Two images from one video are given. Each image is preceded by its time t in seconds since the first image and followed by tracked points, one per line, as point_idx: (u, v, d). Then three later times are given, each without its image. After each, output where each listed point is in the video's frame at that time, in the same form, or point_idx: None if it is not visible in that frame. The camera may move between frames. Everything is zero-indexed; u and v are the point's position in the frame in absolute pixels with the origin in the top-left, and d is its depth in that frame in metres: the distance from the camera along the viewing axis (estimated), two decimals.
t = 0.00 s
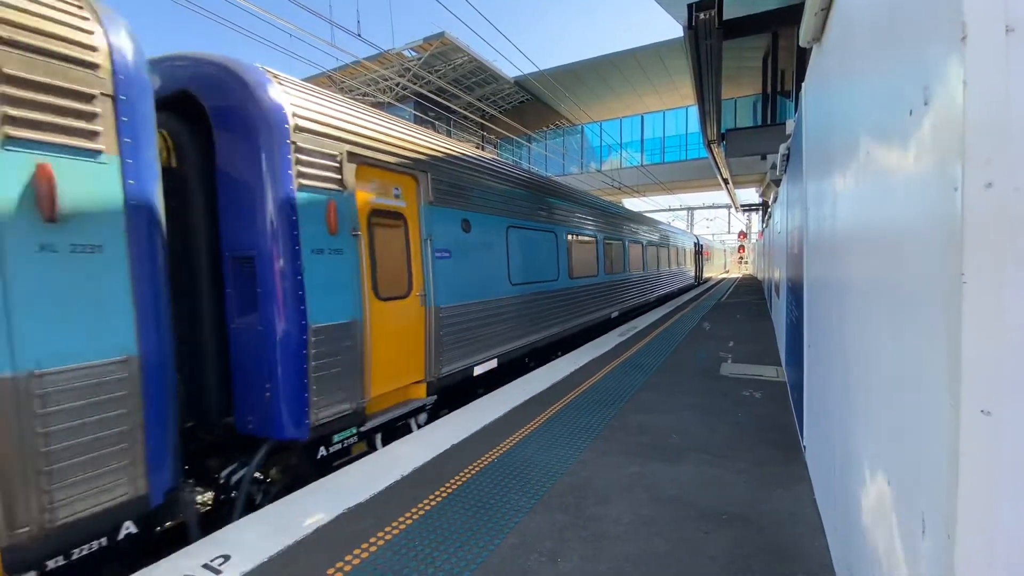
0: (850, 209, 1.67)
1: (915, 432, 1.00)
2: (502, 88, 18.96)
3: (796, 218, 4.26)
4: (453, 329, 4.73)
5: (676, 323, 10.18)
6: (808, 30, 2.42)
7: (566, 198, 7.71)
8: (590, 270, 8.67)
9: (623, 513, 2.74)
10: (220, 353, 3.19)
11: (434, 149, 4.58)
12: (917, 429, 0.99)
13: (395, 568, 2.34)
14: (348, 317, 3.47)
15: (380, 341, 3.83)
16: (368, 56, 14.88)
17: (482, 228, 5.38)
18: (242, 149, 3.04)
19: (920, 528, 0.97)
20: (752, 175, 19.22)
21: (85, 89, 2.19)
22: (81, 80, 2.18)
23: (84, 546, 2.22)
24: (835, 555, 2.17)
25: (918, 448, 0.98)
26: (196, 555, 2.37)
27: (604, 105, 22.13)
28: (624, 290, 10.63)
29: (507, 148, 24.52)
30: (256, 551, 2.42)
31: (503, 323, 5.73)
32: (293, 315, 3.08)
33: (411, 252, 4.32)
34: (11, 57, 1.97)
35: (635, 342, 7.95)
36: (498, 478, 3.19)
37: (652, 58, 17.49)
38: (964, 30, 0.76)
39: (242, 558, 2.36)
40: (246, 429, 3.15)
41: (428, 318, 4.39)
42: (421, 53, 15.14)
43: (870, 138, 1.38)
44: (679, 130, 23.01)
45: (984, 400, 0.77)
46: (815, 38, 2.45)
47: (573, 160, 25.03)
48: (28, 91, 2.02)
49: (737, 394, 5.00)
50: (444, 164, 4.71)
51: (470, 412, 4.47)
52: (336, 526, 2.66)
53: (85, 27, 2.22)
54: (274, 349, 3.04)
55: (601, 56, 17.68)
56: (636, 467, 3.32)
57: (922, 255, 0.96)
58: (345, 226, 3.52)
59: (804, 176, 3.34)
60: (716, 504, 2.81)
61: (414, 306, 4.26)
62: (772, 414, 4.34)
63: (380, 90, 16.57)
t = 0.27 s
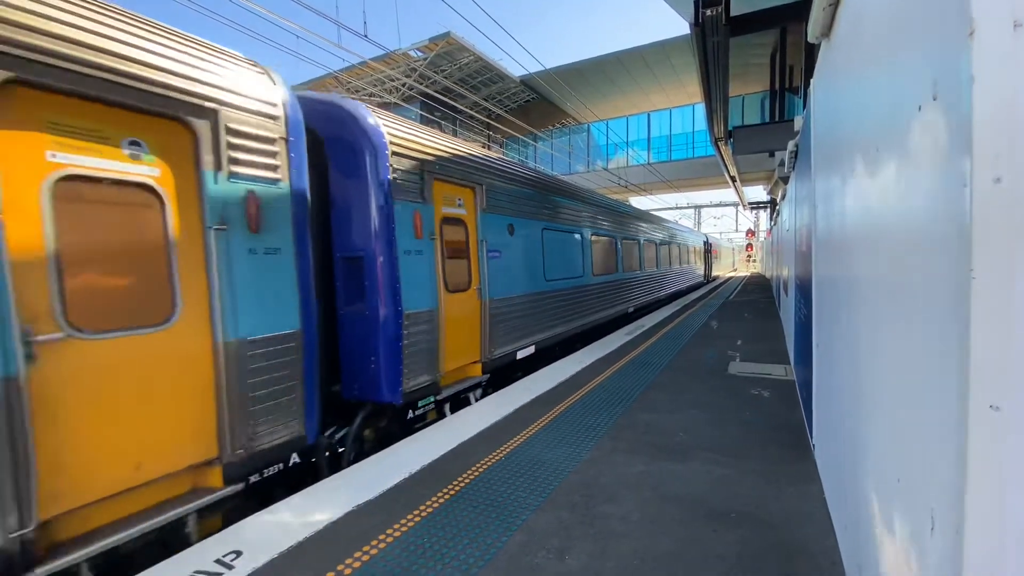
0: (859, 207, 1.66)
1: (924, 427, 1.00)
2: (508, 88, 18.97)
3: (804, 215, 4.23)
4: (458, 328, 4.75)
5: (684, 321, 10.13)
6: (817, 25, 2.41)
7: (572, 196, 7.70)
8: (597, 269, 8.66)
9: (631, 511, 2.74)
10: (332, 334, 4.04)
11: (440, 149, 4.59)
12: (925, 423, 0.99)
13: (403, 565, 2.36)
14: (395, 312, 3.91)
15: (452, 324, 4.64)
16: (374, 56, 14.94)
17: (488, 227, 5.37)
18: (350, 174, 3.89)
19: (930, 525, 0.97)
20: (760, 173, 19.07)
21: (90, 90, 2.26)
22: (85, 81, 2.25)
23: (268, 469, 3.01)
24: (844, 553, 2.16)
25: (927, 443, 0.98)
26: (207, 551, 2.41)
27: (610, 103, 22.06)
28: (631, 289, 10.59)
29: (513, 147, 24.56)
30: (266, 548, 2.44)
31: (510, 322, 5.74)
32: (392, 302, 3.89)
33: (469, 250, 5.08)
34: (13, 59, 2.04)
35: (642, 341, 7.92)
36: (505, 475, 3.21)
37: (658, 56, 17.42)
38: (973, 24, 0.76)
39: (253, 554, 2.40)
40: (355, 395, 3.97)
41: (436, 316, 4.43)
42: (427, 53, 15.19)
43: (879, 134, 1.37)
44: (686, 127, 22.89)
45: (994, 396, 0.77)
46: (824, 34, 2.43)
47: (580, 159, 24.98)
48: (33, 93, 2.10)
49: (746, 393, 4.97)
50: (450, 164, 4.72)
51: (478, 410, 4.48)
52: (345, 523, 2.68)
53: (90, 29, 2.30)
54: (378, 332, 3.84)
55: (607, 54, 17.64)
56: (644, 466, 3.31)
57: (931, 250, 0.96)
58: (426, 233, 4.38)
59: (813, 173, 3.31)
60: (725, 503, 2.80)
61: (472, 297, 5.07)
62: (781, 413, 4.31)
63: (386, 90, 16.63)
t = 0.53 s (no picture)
0: (865, 204, 1.67)
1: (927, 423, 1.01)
2: (513, 87, 18.98)
3: (810, 214, 4.22)
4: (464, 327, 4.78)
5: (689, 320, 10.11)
6: (822, 22, 2.41)
7: (577, 196, 7.70)
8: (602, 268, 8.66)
9: (637, 509, 2.75)
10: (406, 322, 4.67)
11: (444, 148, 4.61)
12: (928, 419, 1.00)
13: (411, 562, 2.38)
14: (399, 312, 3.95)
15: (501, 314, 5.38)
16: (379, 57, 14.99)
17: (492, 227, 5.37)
18: (416, 186, 4.48)
19: (933, 520, 0.98)
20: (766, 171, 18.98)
21: (96, 88, 2.26)
22: (92, 79, 2.25)
23: (374, 424, 3.77)
24: (850, 551, 2.16)
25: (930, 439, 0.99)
26: (218, 547, 2.44)
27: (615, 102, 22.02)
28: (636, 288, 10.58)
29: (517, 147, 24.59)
30: (276, 544, 2.47)
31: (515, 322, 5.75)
32: (456, 293, 4.48)
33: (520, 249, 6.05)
34: (20, 58, 2.03)
35: (647, 340, 7.92)
36: (511, 474, 3.23)
37: (663, 54, 17.38)
38: (973, 24, 0.76)
39: (263, 550, 2.43)
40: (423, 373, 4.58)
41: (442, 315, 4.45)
42: (432, 53, 15.23)
43: (884, 131, 1.38)
44: (691, 126, 22.81)
45: (994, 390, 0.78)
46: (829, 31, 2.43)
47: (584, 158, 24.95)
48: (38, 91, 2.07)
49: (751, 392, 4.97)
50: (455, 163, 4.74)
51: (483, 409, 4.51)
52: (353, 520, 2.71)
53: (95, 28, 2.31)
54: (446, 319, 4.46)
55: (611, 53, 17.61)
56: (650, 464, 3.32)
57: (933, 247, 0.96)
58: (482, 236, 5.20)
59: (818, 171, 3.30)
60: (731, 501, 2.81)
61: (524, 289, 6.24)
62: (786, 411, 4.31)
63: (391, 90, 16.69)
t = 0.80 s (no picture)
0: (869, 202, 1.66)
1: (932, 421, 1.00)
2: (515, 87, 19.01)
3: (814, 213, 4.21)
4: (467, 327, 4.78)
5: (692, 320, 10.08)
6: (825, 21, 2.40)
7: (580, 195, 7.69)
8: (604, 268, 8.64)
9: (640, 508, 2.75)
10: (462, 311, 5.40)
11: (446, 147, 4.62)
12: (933, 418, 1.00)
13: (413, 559, 2.39)
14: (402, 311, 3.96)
15: (540, 302, 6.43)
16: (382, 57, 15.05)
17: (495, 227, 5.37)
18: (467, 196, 5.21)
19: (938, 519, 0.97)
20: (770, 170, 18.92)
21: (92, 85, 2.29)
22: (88, 76, 2.28)
23: (443, 394, 4.56)
24: (854, 550, 2.15)
25: (935, 437, 0.99)
26: (222, 544, 2.45)
27: (618, 102, 22.00)
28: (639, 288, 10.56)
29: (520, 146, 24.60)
30: (280, 542, 2.48)
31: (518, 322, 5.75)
32: (501, 287, 5.20)
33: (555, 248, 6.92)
34: (16, 56, 2.06)
35: (650, 339, 7.90)
36: (514, 473, 3.23)
37: (666, 54, 17.36)
38: (978, 20, 0.76)
39: (266, 547, 2.44)
40: (474, 356, 5.31)
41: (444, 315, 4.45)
42: (435, 53, 15.28)
43: (888, 128, 1.37)
44: (695, 125, 22.75)
45: (999, 387, 0.77)
46: (833, 29, 2.42)
47: (587, 157, 24.95)
48: (33, 88, 2.10)
49: (755, 392, 4.95)
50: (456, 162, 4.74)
51: (486, 408, 4.51)
52: (355, 518, 2.71)
53: (93, 26, 2.33)
54: (494, 310, 5.19)
55: (614, 52, 17.60)
56: (652, 463, 3.32)
57: (938, 244, 0.96)
58: (521, 237, 5.87)
59: (822, 171, 3.29)
60: (734, 501, 2.80)
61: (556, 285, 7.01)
62: (790, 411, 4.29)
63: (394, 90, 16.75)
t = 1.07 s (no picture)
0: (867, 202, 1.67)
1: (928, 418, 1.02)
2: (516, 87, 19.03)
3: (814, 214, 4.23)
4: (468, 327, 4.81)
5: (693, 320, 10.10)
6: (825, 22, 2.42)
7: (580, 195, 7.70)
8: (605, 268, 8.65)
9: (640, 507, 2.76)
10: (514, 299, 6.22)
11: (448, 147, 4.64)
12: (928, 415, 1.01)
13: (415, 557, 2.40)
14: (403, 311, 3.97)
15: (565, 298, 7.17)
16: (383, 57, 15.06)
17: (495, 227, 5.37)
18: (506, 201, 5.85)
19: (934, 514, 0.98)
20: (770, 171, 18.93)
21: (92, 84, 2.30)
22: (88, 75, 2.29)
23: (491, 374, 5.26)
24: (852, 548, 2.17)
25: (931, 433, 1.00)
26: (224, 541, 2.47)
27: (618, 102, 22.01)
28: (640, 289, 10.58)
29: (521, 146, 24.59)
30: (282, 538, 2.50)
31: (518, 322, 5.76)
32: (534, 283, 5.88)
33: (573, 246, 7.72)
34: (16, 55, 2.07)
35: (651, 340, 7.92)
36: (515, 472, 3.24)
37: (666, 54, 17.38)
38: (972, 24, 0.78)
39: (269, 544, 2.45)
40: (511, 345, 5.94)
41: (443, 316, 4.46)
42: (436, 53, 15.30)
43: (885, 128, 1.39)
44: (696, 126, 22.76)
45: (993, 384, 0.79)
46: (833, 30, 2.43)
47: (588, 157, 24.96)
48: (33, 86, 2.11)
49: (755, 391, 4.96)
50: (457, 162, 4.76)
51: (488, 407, 4.52)
52: (357, 516, 2.73)
53: (93, 26, 2.34)
54: (529, 303, 5.87)
55: (615, 53, 17.62)
56: (653, 462, 3.33)
57: (934, 244, 0.98)
58: (551, 240, 6.65)
59: (822, 171, 3.30)
60: (733, 499, 2.82)
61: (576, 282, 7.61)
62: (791, 411, 4.31)
63: (395, 90, 16.76)
